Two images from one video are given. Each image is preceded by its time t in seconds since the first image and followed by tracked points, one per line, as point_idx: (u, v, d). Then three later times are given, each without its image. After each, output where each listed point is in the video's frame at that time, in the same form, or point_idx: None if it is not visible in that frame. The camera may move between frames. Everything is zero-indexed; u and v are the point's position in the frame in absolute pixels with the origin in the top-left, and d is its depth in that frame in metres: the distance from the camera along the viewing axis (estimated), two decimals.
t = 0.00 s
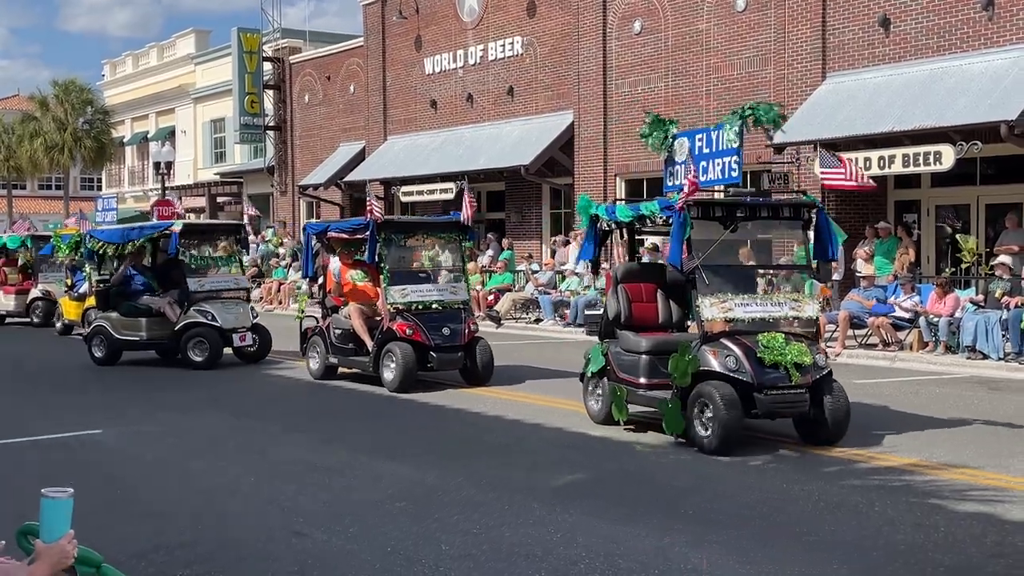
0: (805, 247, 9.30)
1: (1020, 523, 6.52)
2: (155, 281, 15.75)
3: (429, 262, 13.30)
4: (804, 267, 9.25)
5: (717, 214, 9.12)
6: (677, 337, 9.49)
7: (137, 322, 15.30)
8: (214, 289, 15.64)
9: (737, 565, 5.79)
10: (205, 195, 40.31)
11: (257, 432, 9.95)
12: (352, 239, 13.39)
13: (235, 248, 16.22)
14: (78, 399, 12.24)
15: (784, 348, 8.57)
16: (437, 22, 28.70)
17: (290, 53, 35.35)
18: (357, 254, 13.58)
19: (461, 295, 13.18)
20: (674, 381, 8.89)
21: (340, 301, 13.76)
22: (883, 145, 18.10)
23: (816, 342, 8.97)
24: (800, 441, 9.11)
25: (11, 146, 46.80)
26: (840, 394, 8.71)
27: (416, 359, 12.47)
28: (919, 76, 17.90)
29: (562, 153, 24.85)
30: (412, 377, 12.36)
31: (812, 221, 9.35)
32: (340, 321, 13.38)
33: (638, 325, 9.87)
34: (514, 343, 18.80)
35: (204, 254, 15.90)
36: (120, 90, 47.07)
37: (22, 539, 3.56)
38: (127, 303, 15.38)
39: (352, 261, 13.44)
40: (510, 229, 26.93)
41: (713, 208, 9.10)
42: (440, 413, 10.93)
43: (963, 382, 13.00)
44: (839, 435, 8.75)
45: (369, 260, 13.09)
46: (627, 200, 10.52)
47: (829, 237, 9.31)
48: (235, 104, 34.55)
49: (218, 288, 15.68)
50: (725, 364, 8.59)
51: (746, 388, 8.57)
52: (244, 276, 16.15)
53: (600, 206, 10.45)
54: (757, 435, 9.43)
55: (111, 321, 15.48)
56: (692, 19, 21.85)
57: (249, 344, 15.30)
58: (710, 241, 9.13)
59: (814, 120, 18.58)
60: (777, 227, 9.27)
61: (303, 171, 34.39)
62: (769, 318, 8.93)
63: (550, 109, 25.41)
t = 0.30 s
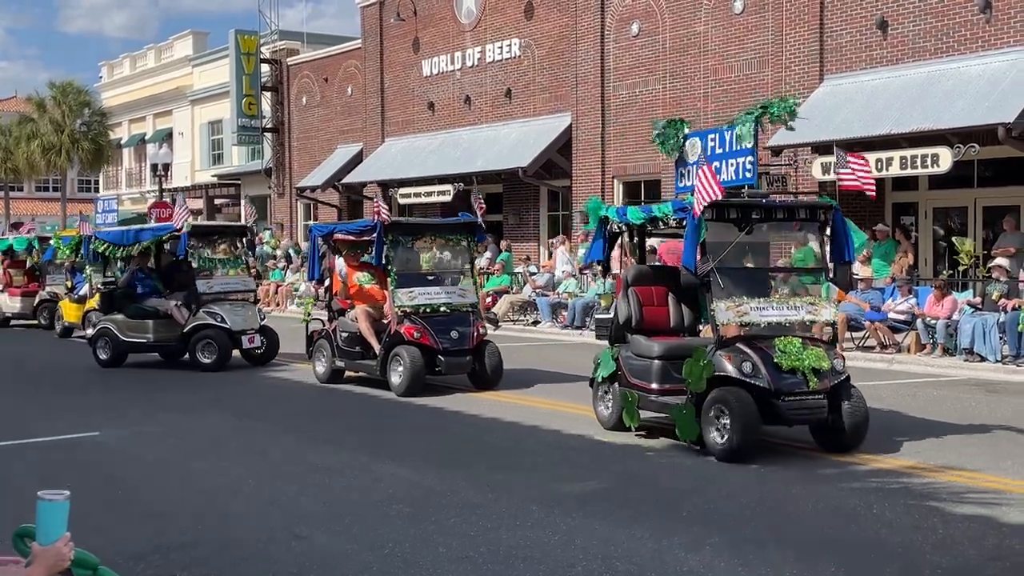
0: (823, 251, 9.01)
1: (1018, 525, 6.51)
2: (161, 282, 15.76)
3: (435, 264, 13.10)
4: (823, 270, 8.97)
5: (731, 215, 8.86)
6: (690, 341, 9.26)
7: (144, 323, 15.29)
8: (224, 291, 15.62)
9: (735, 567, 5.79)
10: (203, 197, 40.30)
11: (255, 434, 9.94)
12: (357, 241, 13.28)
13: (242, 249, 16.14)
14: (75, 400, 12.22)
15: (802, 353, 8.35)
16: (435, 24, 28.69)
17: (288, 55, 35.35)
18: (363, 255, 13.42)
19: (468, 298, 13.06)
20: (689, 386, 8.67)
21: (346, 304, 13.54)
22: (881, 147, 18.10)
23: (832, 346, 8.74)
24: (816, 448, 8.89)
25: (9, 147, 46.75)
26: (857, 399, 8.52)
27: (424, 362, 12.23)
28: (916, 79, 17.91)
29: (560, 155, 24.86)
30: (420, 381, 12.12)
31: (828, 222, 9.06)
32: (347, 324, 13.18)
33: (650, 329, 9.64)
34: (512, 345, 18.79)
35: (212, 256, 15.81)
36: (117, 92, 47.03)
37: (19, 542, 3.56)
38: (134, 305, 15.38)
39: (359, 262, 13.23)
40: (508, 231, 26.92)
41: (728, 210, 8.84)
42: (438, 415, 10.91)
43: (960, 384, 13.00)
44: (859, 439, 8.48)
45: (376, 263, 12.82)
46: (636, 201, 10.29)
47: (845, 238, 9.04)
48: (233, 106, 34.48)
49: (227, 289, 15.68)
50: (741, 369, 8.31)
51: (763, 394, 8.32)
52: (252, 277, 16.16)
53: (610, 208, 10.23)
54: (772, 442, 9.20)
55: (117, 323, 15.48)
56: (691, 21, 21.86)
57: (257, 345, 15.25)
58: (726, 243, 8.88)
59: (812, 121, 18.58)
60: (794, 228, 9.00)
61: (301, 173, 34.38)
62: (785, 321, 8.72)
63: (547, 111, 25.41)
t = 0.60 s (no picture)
0: (839, 255, 8.75)
1: (1016, 528, 6.52)
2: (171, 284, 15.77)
3: (444, 266, 12.74)
4: (841, 275, 8.73)
5: (747, 216, 8.60)
6: (704, 345, 9.03)
7: (155, 326, 15.22)
8: (234, 292, 15.63)
9: (732, 569, 5.79)
10: (201, 199, 40.29)
11: (253, 436, 9.94)
12: (367, 243, 12.96)
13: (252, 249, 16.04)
14: (72, 402, 12.21)
15: (818, 358, 8.13)
16: (433, 26, 28.70)
17: (286, 57, 35.35)
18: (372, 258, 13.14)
19: (479, 300, 12.67)
20: (703, 391, 8.48)
21: (355, 306, 13.17)
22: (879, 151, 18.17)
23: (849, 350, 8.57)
24: (833, 453, 8.72)
25: (7, 149, 46.71)
26: (875, 405, 8.33)
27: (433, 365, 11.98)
28: (914, 81, 17.93)
29: (558, 156, 24.85)
30: (430, 385, 11.86)
31: (844, 223, 8.83)
32: (355, 326, 12.92)
33: (661, 333, 9.34)
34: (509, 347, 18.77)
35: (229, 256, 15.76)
36: (115, 93, 46.99)
37: (16, 543, 3.54)
38: (144, 307, 15.30)
39: (367, 264, 12.99)
40: (506, 233, 26.91)
41: (743, 210, 8.59)
42: (437, 417, 10.90)
43: (958, 386, 13.01)
44: (877, 446, 8.32)
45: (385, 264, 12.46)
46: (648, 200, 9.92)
47: (862, 240, 8.75)
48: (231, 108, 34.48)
49: (238, 291, 15.69)
50: (758, 374, 8.14)
51: (779, 400, 8.11)
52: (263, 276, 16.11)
53: (620, 209, 9.88)
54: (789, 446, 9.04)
55: (126, 325, 15.34)
56: (690, 23, 21.86)
57: (270, 347, 15.12)
58: (743, 246, 8.61)
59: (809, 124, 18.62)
60: (809, 229, 8.72)
61: (299, 175, 34.37)
62: (800, 325, 8.54)
63: (546, 113, 25.40)
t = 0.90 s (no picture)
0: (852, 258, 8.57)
1: (1014, 530, 6.52)
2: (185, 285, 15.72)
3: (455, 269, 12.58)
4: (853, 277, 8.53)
5: (760, 218, 8.47)
6: (716, 348, 8.94)
7: (169, 327, 15.14)
8: (250, 293, 15.67)
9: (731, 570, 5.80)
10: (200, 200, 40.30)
11: (252, 437, 9.94)
12: (376, 244, 12.66)
13: (265, 249, 16.07)
14: (70, 403, 12.20)
15: (833, 362, 7.95)
16: (432, 28, 28.72)
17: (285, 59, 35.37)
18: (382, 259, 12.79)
19: (490, 303, 12.51)
20: (716, 396, 8.31)
21: (363, 308, 12.81)
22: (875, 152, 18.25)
23: (864, 354, 8.36)
24: (848, 458, 8.57)
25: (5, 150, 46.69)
26: (891, 410, 8.18)
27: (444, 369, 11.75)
28: (912, 84, 17.95)
29: (557, 158, 24.86)
30: (441, 389, 11.67)
31: (860, 225, 8.61)
32: (365, 329, 12.62)
33: (672, 336, 9.30)
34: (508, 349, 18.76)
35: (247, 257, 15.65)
36: (113, 94, 46.94)
37: (15, 545, 3.55)
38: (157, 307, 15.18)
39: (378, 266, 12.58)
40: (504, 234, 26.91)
41: (756, 211, 8.46)
42: (435, 419, 10.90)
43: (957, 388, 13.01)
44: (893, 452, 8.17)
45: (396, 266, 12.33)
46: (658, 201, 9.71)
47: (877, 244, 8.55)
48: (230, 109, 34.50)
49: (253, 292, 15.75)
50: (772, 379, 7.95)
51: (793, 405, 7.96)
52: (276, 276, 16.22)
53: (629, 210, 9.71)
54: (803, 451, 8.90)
55: (139, 326, 15.20)
56: (688, 26, 21.88)
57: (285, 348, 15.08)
58: (755, 248, 8.47)
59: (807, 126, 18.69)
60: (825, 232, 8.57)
61: (298, 177, 34.37)
62: (816, 328, 8.29)
63: (544, 114, 25.40)
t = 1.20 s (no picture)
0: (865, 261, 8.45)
1: (1013, 532, 6.52)
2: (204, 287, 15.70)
3: (467, 271, 12.23)
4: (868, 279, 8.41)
5: (773, 220, 8.35)
6: (726, 352, 8.76)
7: (188, 328, 15.09)
8: (271, 295, 15.09)
9: (728, 571, 5.80)
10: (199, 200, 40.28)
11: (251, 438, 9.94)
12: (389, 245, 12.64)
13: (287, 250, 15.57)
14: (70, 404, 12.19)
15: (848, 366, 7.80)
16: (431, 29, 28.74)
17: (283, 60, 35.34)
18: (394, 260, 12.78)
19: (505, 304, 12.10)
20: (727, 400, 8.17)
21: (376, 310, 12.52)
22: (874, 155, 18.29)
23: (877, 357, 8.20)
24: (862, 463, 8.43)
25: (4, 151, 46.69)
26: (906, 413, 8.03)
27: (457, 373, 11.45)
28: (911, 85, 17.95)
29: (555, 159, 24.87)
30: (454, 393, 11.34)
31: (872, 227, 8.53)
32: (376, 332, 12.37)
33: (681, 340, 9.13)
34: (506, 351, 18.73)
35: (264, 257, 15.27)
36: (112, 95, 46.92)
37: (12, 545, 3.55)
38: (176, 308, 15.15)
39: (390, 268, 12.40)
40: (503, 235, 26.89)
41: (769, 214, 8.34)
42: (434, 420, 10.89)
43: (955, 390, 13.01)
44: (908, 456, 8.04)
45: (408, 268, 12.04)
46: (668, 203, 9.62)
47: (890, 246, 8.45)
48: (229, 110, 34.52)
49: (275, 295, 15.16)
50: (786, 383, 7.80)
51: (806, 409, 7.81)
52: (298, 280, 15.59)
53: (638, 211, 9.60)
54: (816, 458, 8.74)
55: (158, 327, 15.15)
56: (686, 28, 21.90)
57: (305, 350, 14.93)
58: (769, 249, 8.33)
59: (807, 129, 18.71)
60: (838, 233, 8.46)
61: (296, 178, 34.38)
62: (829, 331, 8.16)
63: (543, 116, 25.41)
